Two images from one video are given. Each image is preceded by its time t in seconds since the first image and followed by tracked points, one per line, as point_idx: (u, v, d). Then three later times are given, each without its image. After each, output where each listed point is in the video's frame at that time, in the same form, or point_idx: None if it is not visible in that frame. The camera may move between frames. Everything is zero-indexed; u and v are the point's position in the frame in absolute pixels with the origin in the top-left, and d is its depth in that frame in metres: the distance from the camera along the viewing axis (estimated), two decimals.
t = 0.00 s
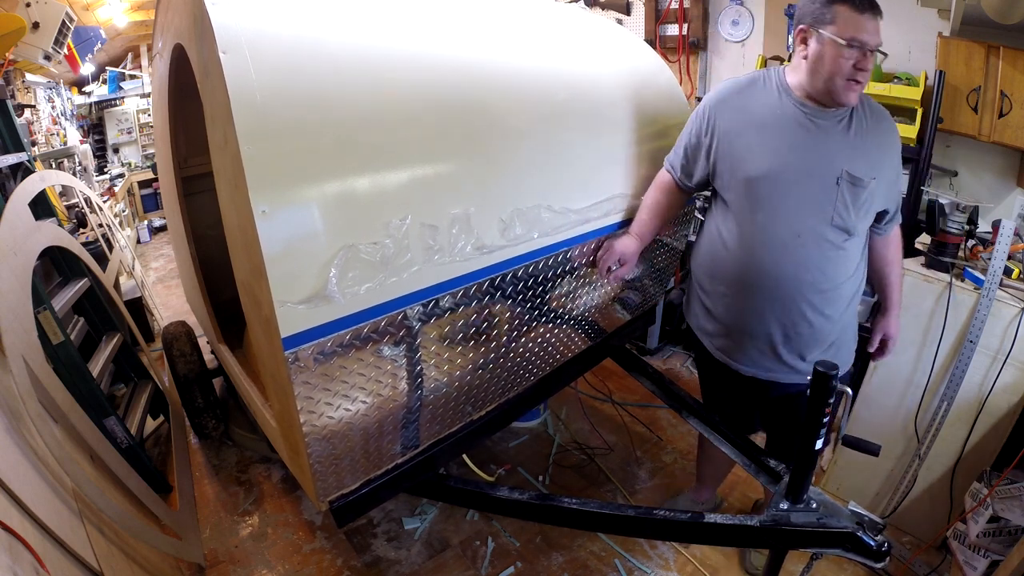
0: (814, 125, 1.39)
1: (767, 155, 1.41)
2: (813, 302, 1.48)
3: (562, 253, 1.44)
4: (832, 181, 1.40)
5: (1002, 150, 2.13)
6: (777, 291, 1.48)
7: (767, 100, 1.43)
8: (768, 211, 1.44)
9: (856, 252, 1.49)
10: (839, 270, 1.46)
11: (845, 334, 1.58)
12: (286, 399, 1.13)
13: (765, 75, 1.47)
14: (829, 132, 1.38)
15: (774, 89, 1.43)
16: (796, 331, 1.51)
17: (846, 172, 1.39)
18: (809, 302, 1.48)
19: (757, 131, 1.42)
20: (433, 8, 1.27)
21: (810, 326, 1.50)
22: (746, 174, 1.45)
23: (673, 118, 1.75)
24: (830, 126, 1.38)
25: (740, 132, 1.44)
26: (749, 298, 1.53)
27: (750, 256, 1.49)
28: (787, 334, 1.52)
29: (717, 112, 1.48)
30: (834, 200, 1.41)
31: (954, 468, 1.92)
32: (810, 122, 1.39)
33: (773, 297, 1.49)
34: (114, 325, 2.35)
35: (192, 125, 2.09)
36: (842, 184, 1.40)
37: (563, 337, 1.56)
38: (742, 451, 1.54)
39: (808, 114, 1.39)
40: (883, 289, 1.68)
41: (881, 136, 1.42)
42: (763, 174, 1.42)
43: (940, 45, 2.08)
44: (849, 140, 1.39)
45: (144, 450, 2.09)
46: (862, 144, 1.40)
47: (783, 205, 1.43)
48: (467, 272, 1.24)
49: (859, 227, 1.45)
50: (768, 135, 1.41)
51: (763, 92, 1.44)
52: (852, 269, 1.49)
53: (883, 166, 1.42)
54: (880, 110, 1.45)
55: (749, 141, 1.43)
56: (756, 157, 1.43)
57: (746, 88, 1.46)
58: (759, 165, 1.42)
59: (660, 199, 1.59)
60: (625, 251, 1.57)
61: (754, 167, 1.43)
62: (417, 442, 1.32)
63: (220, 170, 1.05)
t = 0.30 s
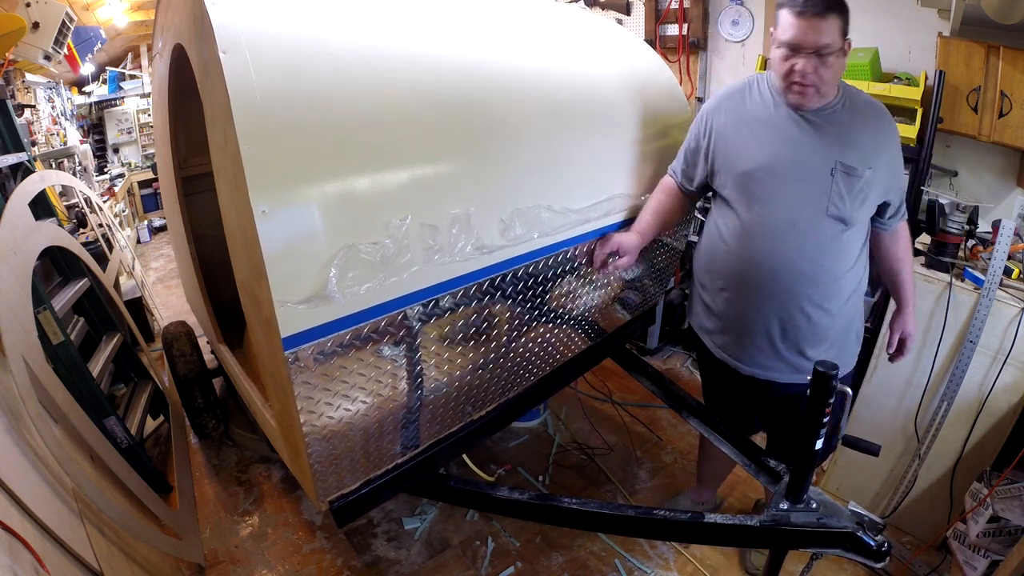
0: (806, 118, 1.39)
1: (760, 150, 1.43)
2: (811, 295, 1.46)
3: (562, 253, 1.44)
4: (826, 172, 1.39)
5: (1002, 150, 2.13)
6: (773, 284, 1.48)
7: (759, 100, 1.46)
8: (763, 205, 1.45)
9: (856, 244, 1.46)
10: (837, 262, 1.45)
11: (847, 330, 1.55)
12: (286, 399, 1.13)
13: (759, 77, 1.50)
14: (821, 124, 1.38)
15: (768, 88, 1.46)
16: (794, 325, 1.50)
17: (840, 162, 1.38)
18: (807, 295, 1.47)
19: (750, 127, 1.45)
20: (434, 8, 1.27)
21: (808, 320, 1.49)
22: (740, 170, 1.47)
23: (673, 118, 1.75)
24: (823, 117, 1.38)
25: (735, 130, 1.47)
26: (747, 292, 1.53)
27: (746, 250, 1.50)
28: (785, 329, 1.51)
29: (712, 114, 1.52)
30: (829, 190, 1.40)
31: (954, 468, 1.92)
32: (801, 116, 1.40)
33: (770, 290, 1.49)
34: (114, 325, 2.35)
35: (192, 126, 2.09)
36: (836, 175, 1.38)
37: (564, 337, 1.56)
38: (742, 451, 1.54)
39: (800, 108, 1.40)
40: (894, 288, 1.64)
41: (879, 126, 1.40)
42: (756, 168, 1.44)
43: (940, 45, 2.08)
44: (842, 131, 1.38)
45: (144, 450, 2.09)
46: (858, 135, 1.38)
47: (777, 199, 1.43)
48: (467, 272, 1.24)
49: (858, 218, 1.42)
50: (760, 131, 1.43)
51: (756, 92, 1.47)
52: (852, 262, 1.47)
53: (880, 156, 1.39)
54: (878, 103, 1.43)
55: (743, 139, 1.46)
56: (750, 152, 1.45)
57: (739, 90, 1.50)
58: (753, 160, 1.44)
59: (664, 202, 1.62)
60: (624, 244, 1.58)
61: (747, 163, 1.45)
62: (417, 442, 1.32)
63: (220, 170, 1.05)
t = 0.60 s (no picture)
0: (802, 118, 1.40)
1: (756, 151, 1.44)
2: (807, 295, 1.46)
3: (562, 253, 1.44)
4: (821, 172, 1.38)
5: (1002, 150, 2.13)
6: (769, 283, 1.48)
7: (756, 102, 1.47)
8: (758, 206, 1.46)
9: (853, 245, 1.45)
10: (833, 262, 1.44)
11: (845, 331, 1.55)
12: (286, 399, 1.13)
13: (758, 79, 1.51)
14: (816, 124, 1.38)
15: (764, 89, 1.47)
16: (791, 325, 1.50)
17: (835, 163, 1.38)
18: (803, 295, 1.46)
19: (747, 128, 1.46)
20: (434, 8, 1.27)
21: (804, 320, 1.49)
22: (736, 171, 1.48)
23: (672, 118, 1.75)
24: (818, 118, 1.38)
25: (732, 131, 1.49)
26: (743, 292, 1.53)
27: (743, 250, 1.50)
28: (781, 329, 1.51)
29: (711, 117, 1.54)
30: (823, 191, 1.39)
31: (954, 468, 1.92)
32: (797, 116, 1.40)
33: (765, 290, 1.49)
34: (114, 325, 2.35)
35: (192, 126, 2.09)
36: (832, 175, 1.38)
37: (563, 337, 1.56)
38: (742, 451, 1.54)
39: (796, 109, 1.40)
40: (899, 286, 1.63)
41: (876, 127, 1.39)
42: (752, 169, 1.45)
43: (940, 45, 2.08)
44: (838, 132, 1.38)
45: (144, 450, 2.09)
46: (855, 135, 1.38)
47: (773, 199, 1.44)
48: (468, 272, 1.24)
49: (854, 219, 1.41)
50: (756, 132, 1.44)
51: (753, 94, 1.48)
52: (849, 262, 1.46)
53: (878, 157, 1.38)
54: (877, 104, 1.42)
55: (739, 140, 1.47)
56: (746, 154, 1.46)
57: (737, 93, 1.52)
58: (749, 161, 1.45)
59: (667, 202, 1.62)
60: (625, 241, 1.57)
61: (742, 164, 1.47)
62: (417, 442, 1.32)
63: (220, 170, 1.05)
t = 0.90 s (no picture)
0: (798, 116, 1.40)
1: (753, 148, 1.45)
2: (806, 293, 1.46)
3: (562, 253, 1.44)
4: (817, 170, 1.38)
5: (1002, 150, 2.13)
6: (767, 282, 1.48)
7: (751, 102, 1.48)
8: (755, 204, 1.46)
9: (852, 243, 1.44)
10: (831, 260, 1.43)
11: (845, 331, 1.54)
12: (286, 399, 1.13)
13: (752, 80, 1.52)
14: (812, 123, 1.39)
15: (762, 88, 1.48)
16: (789, 324, 1.50)
17: (832, 160, 1.38)
18: (801, 293, 1.46)
19: (744, 126, 1.47)
20: (434, 8, 1.27)
21: (803, 319, 1.48)
22: (733, 170, 1.49)
23: (672, 118, 1.75)
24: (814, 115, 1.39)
25: (730, 130, 1.49)
26: (742, 290, 1.53)
27: (741, 248, 1.50)
28: (780, 328, 1.51)
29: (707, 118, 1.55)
30: (820, 187, 1.39)
31: (954, 468, 1.92)
32: (793, 116, 1.41)
33: (763, 289, 1.49)
34: (114, 325, 2.35)
35: (192, 126, 2.09)
36: (827, 173, 1.38)
37: (564, 337, 1.56)
38: (742, 451, 1.54)
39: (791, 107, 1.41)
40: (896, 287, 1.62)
41: (872, 126, 1.39)
42: (749, 168, 1.45)
43: (940, 45, 2.08)
44: (832, 131, 1.38)
45: (144, 450, 2.09)
46: (850, 133, 1.38)
47: (769, 197, 1.44)
48: (468, 272, 1.24)
49: (852, 216, 1.40)
50: (753, 130, 1.45)
51: (748, 95, 1.49)
52: (847, 261, 1.45)
53: (874, 155, 1.38)
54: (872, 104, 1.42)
55: (735, 140, 1.48)
56: (744, 151, 1.46)
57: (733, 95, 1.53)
58: (747, 159, 1.46)
59: (674, 200, 1.63)
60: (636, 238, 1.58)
61: (739, 163, 1.47)
62: (417, 442, 1.32)
63: (219, 170, 1.05)
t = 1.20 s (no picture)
0: (798, 119, 1.39)
1: (752, 149, 1.45)
2: (802, 297, 1.45)
3: (562, 253, 1.44)
4: (815, 172, 1.37)
5: (1002, 150, 2.13)
6: (763, 285, 1.48)
7: (756, 103, 1.47)
8: (754, 205, 1.46)
9: (852, 249, 1.41)
10: (829, 264, 1.41)
11: (845, 338, 1.52)
12: (286, 399, 1.13)
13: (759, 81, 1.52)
14: (812, 126, 1.38)
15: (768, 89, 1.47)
16: (787, 327, 1.49)
17: (831, 164, 1.36)
18: (798, 296, 1.45)
19: (746, 127, 1.47)
20: (435, 8, 1.27)
21: (799, 322, 1.48)
22: (732, 170, 1.49)
23: (673, 118, 1.75)
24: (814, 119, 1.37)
25: (732, 130, 1.50)
26: (739, 291, 1.54)
27: (738, 249, 1.51)
28: (776, 330, 1.51)
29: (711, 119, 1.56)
30: (817, 191, 1.38)
31: (954, 468, 1.92)
32: (794, 118, 1.40)
33: (760, 291, 1.49)
34: (114, 325, 2.35)
35: (192, 125, 2.09)
36: (827, 176, 1.36)
37: (563, 337, 1.56)
38: (743, 451, 1.54)
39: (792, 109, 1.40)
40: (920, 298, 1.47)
41: (877, 130, 1.36)
42: (748, 169, 1.45)
43: (940, 45, 2.08)
44: (834, 134, 1.36)
45: (144, 450, 2.09)
46: (852, 137, 1.36)
47: (767, 198, 1.44)
48: (468, 272, 1.24)
49: (850, 221, 1.38)
50: (753, 131, 1.45)
51: (753, 96, 1.49)
52: (846, 267, 1.43)
53: (879, 160, 1.35)
54: (879, 108, 1.39)
55: (736, 141, 1.48)
56: (744, 152, 1.46)
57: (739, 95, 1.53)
58: (746, 160, 1.46)
59: (680, 199, 1.66)
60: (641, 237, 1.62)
61: (739, 164, 1.47)
62: (417, 442, 1.32)
63: (219, 171, 1.05)
